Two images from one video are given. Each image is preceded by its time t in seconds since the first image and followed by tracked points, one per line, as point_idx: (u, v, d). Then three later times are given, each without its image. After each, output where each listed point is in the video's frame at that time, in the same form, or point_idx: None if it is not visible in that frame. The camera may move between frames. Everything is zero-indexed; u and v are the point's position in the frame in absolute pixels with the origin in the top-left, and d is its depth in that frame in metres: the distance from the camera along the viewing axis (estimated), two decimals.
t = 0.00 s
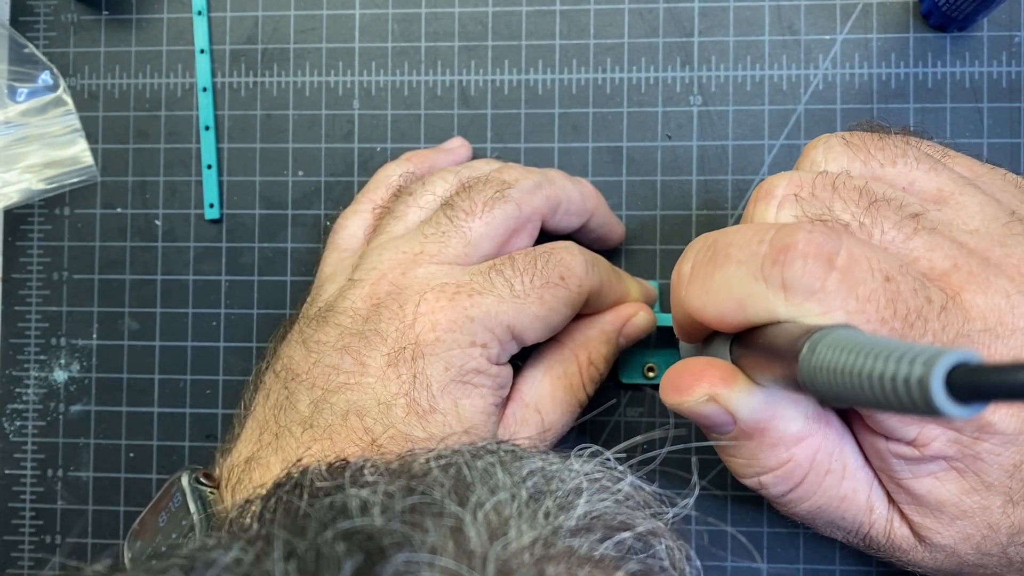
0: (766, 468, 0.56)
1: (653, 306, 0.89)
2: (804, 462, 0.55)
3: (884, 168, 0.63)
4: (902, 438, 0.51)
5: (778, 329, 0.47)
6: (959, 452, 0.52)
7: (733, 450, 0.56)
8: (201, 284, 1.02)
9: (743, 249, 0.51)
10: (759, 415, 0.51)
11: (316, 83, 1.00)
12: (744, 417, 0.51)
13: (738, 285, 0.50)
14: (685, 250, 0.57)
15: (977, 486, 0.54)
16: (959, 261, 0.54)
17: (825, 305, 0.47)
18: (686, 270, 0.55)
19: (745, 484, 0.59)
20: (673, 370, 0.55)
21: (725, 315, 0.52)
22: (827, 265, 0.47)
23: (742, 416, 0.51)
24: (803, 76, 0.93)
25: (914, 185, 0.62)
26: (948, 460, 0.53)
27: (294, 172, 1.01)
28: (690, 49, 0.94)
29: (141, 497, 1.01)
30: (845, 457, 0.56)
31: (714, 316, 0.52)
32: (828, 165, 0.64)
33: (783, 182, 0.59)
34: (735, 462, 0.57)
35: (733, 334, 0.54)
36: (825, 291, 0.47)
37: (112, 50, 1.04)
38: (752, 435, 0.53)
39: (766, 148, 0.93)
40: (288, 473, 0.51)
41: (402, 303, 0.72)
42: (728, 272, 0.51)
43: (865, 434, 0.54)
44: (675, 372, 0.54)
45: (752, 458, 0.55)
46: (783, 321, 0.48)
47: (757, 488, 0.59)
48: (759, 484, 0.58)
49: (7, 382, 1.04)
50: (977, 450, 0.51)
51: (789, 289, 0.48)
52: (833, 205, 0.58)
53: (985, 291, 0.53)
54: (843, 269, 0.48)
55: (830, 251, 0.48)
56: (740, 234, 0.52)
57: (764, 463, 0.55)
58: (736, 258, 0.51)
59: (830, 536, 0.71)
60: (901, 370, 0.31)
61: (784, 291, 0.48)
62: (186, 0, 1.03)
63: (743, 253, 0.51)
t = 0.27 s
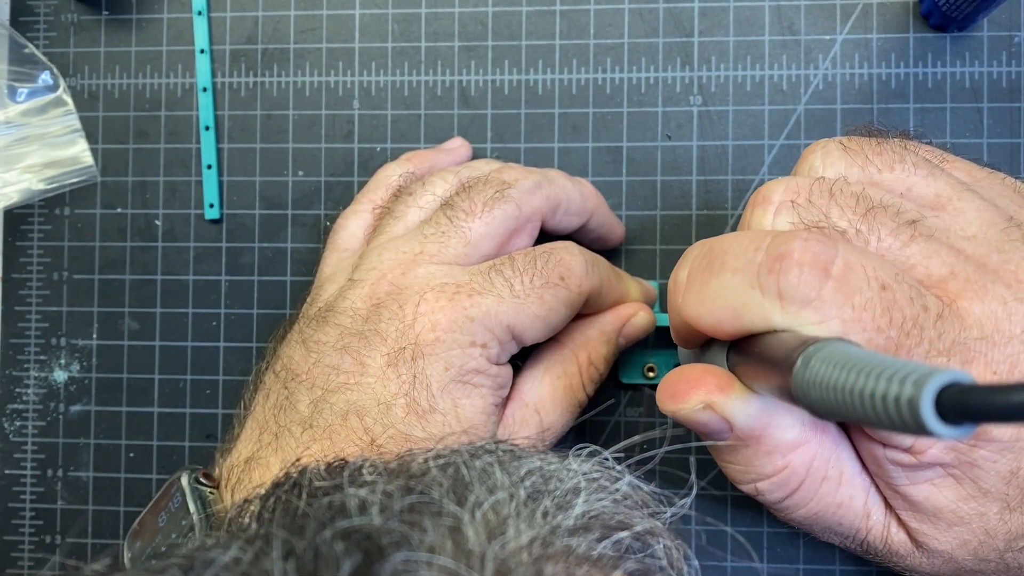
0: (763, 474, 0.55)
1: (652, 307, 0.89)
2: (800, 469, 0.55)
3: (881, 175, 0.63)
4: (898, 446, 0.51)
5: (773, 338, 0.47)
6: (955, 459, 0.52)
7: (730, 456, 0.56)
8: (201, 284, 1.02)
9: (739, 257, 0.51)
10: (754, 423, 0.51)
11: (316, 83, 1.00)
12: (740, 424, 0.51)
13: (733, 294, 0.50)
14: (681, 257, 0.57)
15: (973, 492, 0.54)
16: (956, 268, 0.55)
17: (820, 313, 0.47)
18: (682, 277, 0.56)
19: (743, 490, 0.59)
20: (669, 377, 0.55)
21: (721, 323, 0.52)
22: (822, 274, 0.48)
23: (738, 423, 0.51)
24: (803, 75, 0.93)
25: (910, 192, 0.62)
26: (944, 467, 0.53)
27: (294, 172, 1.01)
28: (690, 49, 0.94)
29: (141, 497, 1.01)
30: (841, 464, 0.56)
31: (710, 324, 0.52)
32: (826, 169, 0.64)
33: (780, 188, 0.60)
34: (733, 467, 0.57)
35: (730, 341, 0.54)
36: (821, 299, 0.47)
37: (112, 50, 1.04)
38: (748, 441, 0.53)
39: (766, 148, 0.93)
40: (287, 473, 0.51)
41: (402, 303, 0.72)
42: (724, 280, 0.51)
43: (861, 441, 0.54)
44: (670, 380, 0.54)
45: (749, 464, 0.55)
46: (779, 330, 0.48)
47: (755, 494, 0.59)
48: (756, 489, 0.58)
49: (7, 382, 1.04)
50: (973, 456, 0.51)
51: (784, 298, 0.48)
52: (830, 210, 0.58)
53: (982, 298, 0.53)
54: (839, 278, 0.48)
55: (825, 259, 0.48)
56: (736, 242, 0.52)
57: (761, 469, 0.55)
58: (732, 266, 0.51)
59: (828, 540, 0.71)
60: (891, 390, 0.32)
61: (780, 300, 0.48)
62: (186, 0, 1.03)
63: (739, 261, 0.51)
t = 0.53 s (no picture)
0: (765, 471, 0.55)
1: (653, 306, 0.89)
2: (802, 466, 0.55)
3: (883, 172, 0.63)
4: (901, 441, 0.51)
5: (776, 334, 0.47)
6: (957, 455, 0.52)
7: (731, 454, 0.56)
8: (201, 284, 1.02)
9: (742, 253, 0.51)
10: (758, 419, 0.51)
11: (316, 83, 1.00)
12: (742, 421, 0.51)
13: (736, 290, 0.50)
14: (684, 253, 0.57)
15: (975, 488, 0.54)
16: (958, 265, 0.55)
17: (823, 309, 0.47)
18: (684, 274, 0.56)
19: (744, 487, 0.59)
20: (671, 374, 0.55)
21: (723, 319, 0.52)
22: (825, 270, 0.48)
23: (740, 420, 0.51)
24: (803, 76, 0.93)
25: (913, 188, 0.62)
26: (946, 463, 0.53)
27: (294, 172, 1.01)
28: (690, 49, 0.94)
29: (141, 497, 1.01)
30: (843, 461, 0.56)
31: (713, 319, 0.52)
32: (827, 168, 0.64)
33: (782, 186, 0.60)
34: (733, 465, 0.57)
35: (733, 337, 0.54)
36: (824, 294, 0.47)
37: (112, 50, 1.04)
38: (751, 438, 0.53)
39: (766, 148, 0.93)
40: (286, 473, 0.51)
41: (402, 303, 0.72)
42: (727, 277, 0.51)
43: (863, 437, 0.54)
44: (671, 377, 0.55)
45: (750, 461, 0.55)
46: (782, 326, 0.48)
47: (756, 491, 0.59)
48: (757, 487, 0.58)
49: (7, 382, 1.04)
50: (975, 452, 0.51)
51: (787, 294, 0.48)
52: (832, 207, 0.58)
53: (983, 294, 0.53)
54: (842, 274, 0.48)
55: (828, 255, 0.48)
56: (738, 238, 0.52)
57: (762, 466, 0.55)
58: (734, 262, 0.51)
59: (829, 538, 0.71)
60: (896, 380, 0.32)
61: (783, 296, 0.48)
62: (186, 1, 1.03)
63: (742, 257, 0.51)
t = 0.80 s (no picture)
0: (765, 472, 0.55)
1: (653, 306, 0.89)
2: (802, 467, 0.55)
3: (883, 173, 0.63)
4: (901, 442, 0.51)
5: (778, 335, 0.47)
6: (957, 456, 0.52)
7: (732, 455, 0.56)
8: (201, 284, 1.02)
9: (743, 255, 0.51)
10: (759, 420, 0.51)
11: (316, 84, 1.00)
12: (743, 422, 0.51)
13: (738, 291, 0.51)
14: (685, 255, 0.57)
15: (975, 489, 0.54)
16: (959, 266, 0.55)
17: (825, 311, 0.47)
18: (686, 275, 0.56)
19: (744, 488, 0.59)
20: (672, 375, 0.55)
21: (726, 321, 0.52)
22: (827, 271, 0.48)
23: (742, 420, 0.51)
24: (803, 76, 0.93)
25: (913, 189, 0.62)
26: (947, 464, 0.53)
27: (294, 172, 1.01)
28: (690, 49, 0.94)
29: (140, 497, 1.01)
30: (843, 461, 0.56)
31: (714, 321, 0.53)
32: (827, 169, 0.64)
33: (783, 186, 0.60)
34: (733, 465, 0.57)
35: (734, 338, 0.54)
36: (826, 296, 0.47)
37: (113, 50, 1.04)
38: (752, 439, 0.53)
39: (766, 148, 0.93)
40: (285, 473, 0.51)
41: (402, 303, 0.72)
42: (728, 278, 0.51)
43: (864, 438, 0.54)
44: (672, 379, 0.55)
45: (751, 461, 0.55)
46: (784, 327, 0.48)
47: (756, 492, 0.59)
48: (758, 487, 0.58)
49: (7, 382, 1.04)
50: (976, 453, 0.51)
51: (789, 295, 0.48)
52: (833, 208, 0.58)
53: (984, 295, 0.53)
54: (843, 275, 0.48)
55: (830, 256, 0.48)
56: (739, 240, 0.52)
57: (763, 467, 0.55)
58: (736, 264, 0.51)
59: (829, 539, 0.70)
60: (903, 383, 0.32)
61: (785, 298, 0.48)
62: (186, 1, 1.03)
63: (743, 259, 0.51)
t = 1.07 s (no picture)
0: (764, 474, 0.55)
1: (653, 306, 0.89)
2: (802, 470, 0.55)
3: (883, 175, 0.63)
4: (901, 443, 0.50)
5: (778, 338, 0.47)
6: (957, 458, 0.52)
7: (731, 456, 0.56)
8: (201, 284, 1.02)
9: (743, 258, 0.51)
10: (759, 422, 0.51)
11: (316, 84, 1.00)
12: (742, 424, 0.51)
13: (737, 294, 0.51)
14: (685, 256, 0.57)
15: (975, 491, 0.54)
16: (958, 268, 0.55)
17: (825, 313, 0.47)
18: (685, 278, 0.56)
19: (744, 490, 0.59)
20: (672, 377, 0.55)
21: (725, 323, 0.52)
22: (827, 274, 0.48)
23: (740, 423, 0.51)
24: (803, 76, 0.93)
25: (912, 191, 0.62)
26: (946, 466, 0.53)
27: (294, 172, 1.01)
28: (690, 49, 0.94)
29: (140, 497, 1.01)
30: (842, 463, 0.56)
31: (714, 323, 0.53)
32: (827, 171, 0.64)
33: (783, 189, 0.60)
34: (733, 467, 0.57)
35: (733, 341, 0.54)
36: (825, 299, 0.47)
37: (113, 50, 1.04)
38: (751, 441, 0.53)
39: (766, 148, 0.93)
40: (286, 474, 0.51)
41: (402, 303, 0.72)
42: (728, 281, 0.51)
43: (864, 440, 0.54)
44: (671, 382, 0.55)
45: (750, 464, 0.55)
46: (783, 330, 0.48)
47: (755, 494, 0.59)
48: (757, 489, 0.58)
49: (7, 382, 1.04)
50: (975, 455, 0.51)
51: (789, 298, 0.48)
52: (833, 211, 0.58)
53: (984, 298, 0.53)
54: (843, 277, 0.48)
55: (830, 259, 0.48)
56: (739, 243, 0.52)
57: (762, 469, 0.55)
58: (736, 266, 0.51)
59: (828, 540, 0.71)
60: (901, 390, 0.32)
61: (784, 300, 0.48)
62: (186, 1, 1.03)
63: (743, 261, 0.51)
